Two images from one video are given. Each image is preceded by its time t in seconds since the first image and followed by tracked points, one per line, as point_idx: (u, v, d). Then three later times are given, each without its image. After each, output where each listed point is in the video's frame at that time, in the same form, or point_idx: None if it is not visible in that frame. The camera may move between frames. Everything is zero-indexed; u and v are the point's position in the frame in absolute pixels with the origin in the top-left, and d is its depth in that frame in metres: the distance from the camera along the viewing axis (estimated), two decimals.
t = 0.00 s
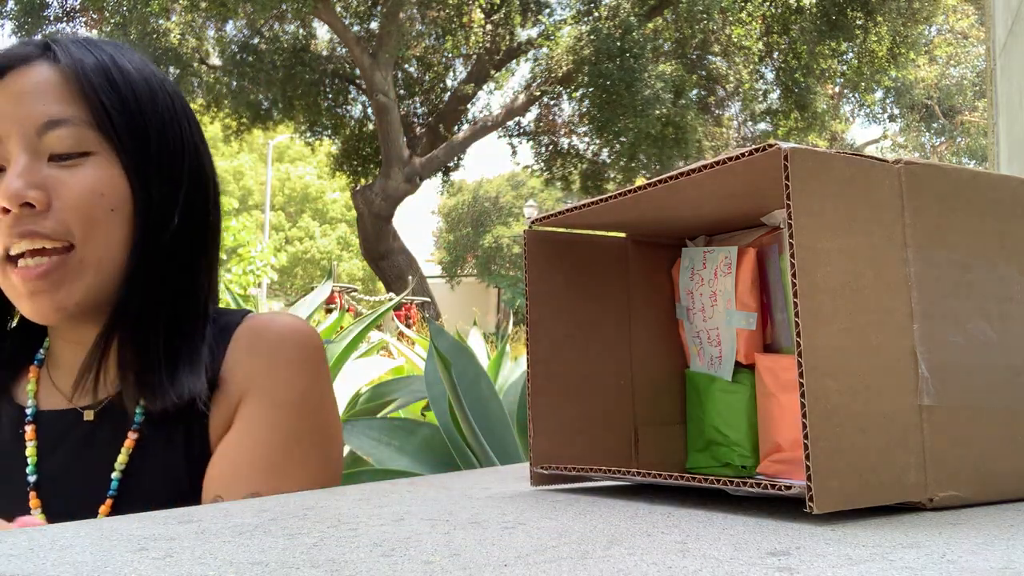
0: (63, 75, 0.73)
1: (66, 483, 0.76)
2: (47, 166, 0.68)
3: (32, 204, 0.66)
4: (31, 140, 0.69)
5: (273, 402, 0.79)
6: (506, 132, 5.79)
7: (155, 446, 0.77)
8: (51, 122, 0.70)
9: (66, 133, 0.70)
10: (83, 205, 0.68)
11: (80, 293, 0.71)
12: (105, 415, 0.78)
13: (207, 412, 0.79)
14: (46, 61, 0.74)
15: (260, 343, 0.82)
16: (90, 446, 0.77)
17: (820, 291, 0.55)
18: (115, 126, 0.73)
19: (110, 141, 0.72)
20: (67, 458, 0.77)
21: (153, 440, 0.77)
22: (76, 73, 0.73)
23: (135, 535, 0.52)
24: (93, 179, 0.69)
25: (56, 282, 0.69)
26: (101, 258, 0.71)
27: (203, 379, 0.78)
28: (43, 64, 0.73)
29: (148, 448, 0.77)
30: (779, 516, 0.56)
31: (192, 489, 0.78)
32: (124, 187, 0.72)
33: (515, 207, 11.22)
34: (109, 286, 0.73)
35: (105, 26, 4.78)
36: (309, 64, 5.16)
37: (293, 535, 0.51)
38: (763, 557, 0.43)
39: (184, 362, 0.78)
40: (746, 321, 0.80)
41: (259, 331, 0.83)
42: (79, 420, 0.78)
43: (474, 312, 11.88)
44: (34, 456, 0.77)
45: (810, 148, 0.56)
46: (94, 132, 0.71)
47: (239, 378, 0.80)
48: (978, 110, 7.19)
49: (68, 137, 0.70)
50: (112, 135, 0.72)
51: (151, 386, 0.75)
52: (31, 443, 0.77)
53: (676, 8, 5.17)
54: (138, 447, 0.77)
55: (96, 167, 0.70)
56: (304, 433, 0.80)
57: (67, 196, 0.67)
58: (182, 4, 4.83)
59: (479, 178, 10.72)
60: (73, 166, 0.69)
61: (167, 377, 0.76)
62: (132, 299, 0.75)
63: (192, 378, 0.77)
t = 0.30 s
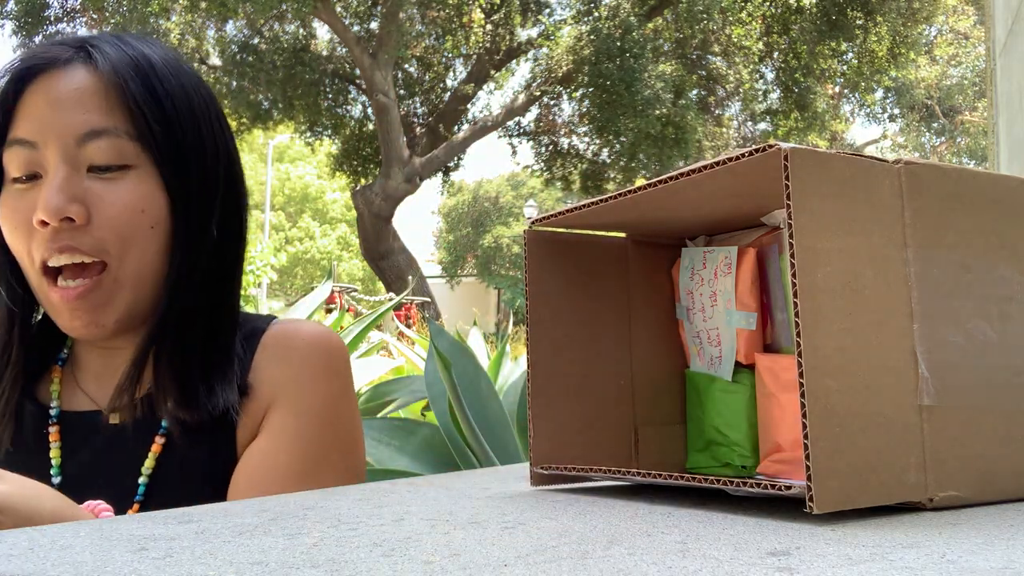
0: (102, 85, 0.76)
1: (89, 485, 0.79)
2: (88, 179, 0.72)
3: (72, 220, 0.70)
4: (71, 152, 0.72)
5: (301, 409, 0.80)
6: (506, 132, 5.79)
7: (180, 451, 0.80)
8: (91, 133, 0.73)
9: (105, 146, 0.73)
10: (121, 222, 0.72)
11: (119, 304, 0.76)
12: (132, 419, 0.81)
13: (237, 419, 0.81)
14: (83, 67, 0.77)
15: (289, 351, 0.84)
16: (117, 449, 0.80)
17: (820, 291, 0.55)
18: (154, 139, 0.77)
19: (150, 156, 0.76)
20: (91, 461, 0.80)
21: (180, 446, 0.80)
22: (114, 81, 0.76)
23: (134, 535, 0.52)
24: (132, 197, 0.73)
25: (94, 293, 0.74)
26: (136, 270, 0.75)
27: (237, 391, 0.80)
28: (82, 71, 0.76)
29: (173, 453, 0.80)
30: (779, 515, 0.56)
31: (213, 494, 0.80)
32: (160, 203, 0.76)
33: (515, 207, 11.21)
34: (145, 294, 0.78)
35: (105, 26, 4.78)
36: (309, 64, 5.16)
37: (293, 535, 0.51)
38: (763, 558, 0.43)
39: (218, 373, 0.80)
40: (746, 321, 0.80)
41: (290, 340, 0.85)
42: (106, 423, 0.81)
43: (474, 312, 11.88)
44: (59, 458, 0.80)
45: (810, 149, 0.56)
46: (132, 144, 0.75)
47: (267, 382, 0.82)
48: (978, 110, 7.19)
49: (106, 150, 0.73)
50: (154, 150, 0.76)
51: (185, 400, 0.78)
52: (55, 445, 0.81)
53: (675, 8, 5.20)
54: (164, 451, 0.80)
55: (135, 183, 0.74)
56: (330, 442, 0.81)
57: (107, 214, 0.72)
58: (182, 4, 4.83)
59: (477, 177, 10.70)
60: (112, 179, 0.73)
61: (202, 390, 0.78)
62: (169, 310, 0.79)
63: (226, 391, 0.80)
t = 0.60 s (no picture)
0: (131, 84, 0.77)
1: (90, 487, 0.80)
2: (109, 174, 0.72)
3: (90, 217, 0.70)
4: (95, 145, 0.73)
5: (304, 412, 0.80)
6: (506, 132, 5.79)
7: (180, 454, 0.80)
8: (117, 130, 0.74)
9: (129, 143, 0.74)
10: (138, 221, 0.73)
11: (124, 303, 0.75)
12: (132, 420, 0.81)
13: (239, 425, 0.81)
14: (114, 66, 0.78)
15: (290, 354, 0.84)
16: (118, 451, 0.80)
17: (820, 291, 0.55)
18: (176, 141, 0.77)
19: (169, 158, 0.76)
20: (89, 464, 0.80)
21: (178, 449, 0.80)
22: (143, 82, 0.77)
23: (133, 534, 0.52)
24: (151, 198, 0.74)
25: (102, 291, 0.73)
26: (146, 272, 0.75)
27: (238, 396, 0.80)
28: (112, 70, 0.77)
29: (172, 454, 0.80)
30: (779, 516, 0.56)
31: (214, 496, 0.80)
32: (178, 205, 0.76)
33: (515, 207, 11.22)
34: (151, 295, 0.77)
35: (105, 26, 4.78)
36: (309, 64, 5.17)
37: (293, 535, 0.51)
38: (763, 557, 0.43)
39: (221, 380, 0.80)
40: (746, 321, 0.80)
41: (293, 341, 0.85)
42: (107, 425, 0.81)
43: (474, 312, 11.89)
44: (60, 459, 0.81)
45: (810, 148, 0.56)
46: (155, 145, 0.75)
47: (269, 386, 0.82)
48: (978, 110, 7.18)
49: (130, 147, 0.74)
50: (174, 151, 0.77)
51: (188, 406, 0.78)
52: (55, 447, 0.81)
53: (675, 8, 5.20)
54: (165, 453, 0.80)
55: (155, 184, 0.75)
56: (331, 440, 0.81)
57: (126, 212, 0.72)
58: (182, 4, 4.83)
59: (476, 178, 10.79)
60: (132, 177, 0.73)
61: (204, 397, 0.79)
62: (179, 312, 0.79)
63: (229, 397, 0.80)
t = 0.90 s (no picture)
0: (180, 95, 0.79)
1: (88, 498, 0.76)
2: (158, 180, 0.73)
3: (140, 221, 0.70)
4: (146, 149, 0.73)
5: (302, 415, 0.81)
6: (506, 132, 5.79)
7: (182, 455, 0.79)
8: (168, 137, 0.75)
9: (178, 152, 0.76)
10: (182, 232, 0.74)
11: (152, 310, 0.75)
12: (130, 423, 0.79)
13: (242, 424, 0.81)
14: (163, 74, 0.79)
15: (290, 356, 0.85)
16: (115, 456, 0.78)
17: (821, 290, 0.55)
18: (215, 156, 0.80)
19: (210, 172, 0.79)
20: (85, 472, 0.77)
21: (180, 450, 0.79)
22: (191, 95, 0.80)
23: (134, 535, 0.52)
24: (196, 210, 0.76)
25: (136, 298, 0.72)
26: (181, 282, 0.76)
27: (248, 393, 0.82)
28: (162, 76, 0.78)
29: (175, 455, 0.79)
30: (778, 516, 0.56)
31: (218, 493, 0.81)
32: (215, 221, 0.79)
33: (515, 207, 11.24)
34: (174, 304, 0.78)
35: (105, 27, 4.78)
36: (309, 64, 5.17)
37: (293, 535, 0.51)
38: (763, 557, 0.43)
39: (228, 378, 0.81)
40: (746, 321, 0.80)
41: (289, 344, 0.86)
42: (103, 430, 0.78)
43: (474, 312, 11.88)
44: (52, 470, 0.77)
45: (810, 148, 0.56)
46: (202, 158, 0.78)
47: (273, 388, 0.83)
48: (978, 109, 7.17)
49: (181, 156, 0.76)
50: (214, 166, 0.80)
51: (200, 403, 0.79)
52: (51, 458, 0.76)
53: (675, 8, 5.21)
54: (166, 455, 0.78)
55: (198, 196, 0.77)
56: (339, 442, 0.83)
57: (172, 219, 0.73)
58: (182, 4, 4.84)
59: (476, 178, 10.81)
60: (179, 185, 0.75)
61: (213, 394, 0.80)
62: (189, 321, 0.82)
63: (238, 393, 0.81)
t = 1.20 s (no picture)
0: (182, 98, 0.78)
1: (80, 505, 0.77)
2: (157, 186, 0.73)
3: (138, 228, 0.70)
4: (144, 155, 0.73)
5: (309, 425, 0.83)
6: (506, 132, 5.79)
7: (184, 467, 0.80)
8: (168, 143, 0.75)
9: (177, 156, 0.76)
10: (181, 238, 0.74)
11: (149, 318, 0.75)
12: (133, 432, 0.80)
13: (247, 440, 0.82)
14: (165, 75, 0.79)
15: (298, 364, 0.85)
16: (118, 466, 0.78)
17: (820, 291, 0.55)
18: (217, 159, 0.80)
19: (211, 175, 0.79)
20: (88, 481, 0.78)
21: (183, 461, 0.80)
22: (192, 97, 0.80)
23: (134, 535, 0.52)
24: (195, 216, 0.76)
25: (133, 301, 0.73)
26: (179, 288, 0.76)
27: (253, 409, 0.82)
28: (163, 78, 0.78)
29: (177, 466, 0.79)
30: (778, 516, 0.56)
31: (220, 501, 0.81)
32: (214, 227, 0.79)
33: (515, 206, 11.25)
34: (174, 309, 0.78)
35: (105, 27, 4.77)
36: (309, 64, 5.18)
37: (293, 535, 0.51)
38: (763, 557, 0.43)
39: (237, 396, 0.82)
40: (746, 321, 0.80)
41: (295, 351, 0.87)
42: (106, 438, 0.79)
43: (474, 312, 11.87)
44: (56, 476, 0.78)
45: (810, 149, 0.56)
46: (201, 161, 0.78)
47: (279, 399, 0.84)
48: (977, 110, 7.17)
49: (180, 162, 0.76)
50: (215, 170, 0.79)
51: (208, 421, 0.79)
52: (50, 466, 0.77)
53: (676, 8, 5.21)
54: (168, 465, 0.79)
55: (198, 202, 0.77)
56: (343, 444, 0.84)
57: (171, 224, 0.73)
58: (182, 3, 4.83)
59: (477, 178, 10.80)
60: (177, 192, 0.75)
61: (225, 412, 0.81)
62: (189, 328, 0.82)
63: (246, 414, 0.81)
